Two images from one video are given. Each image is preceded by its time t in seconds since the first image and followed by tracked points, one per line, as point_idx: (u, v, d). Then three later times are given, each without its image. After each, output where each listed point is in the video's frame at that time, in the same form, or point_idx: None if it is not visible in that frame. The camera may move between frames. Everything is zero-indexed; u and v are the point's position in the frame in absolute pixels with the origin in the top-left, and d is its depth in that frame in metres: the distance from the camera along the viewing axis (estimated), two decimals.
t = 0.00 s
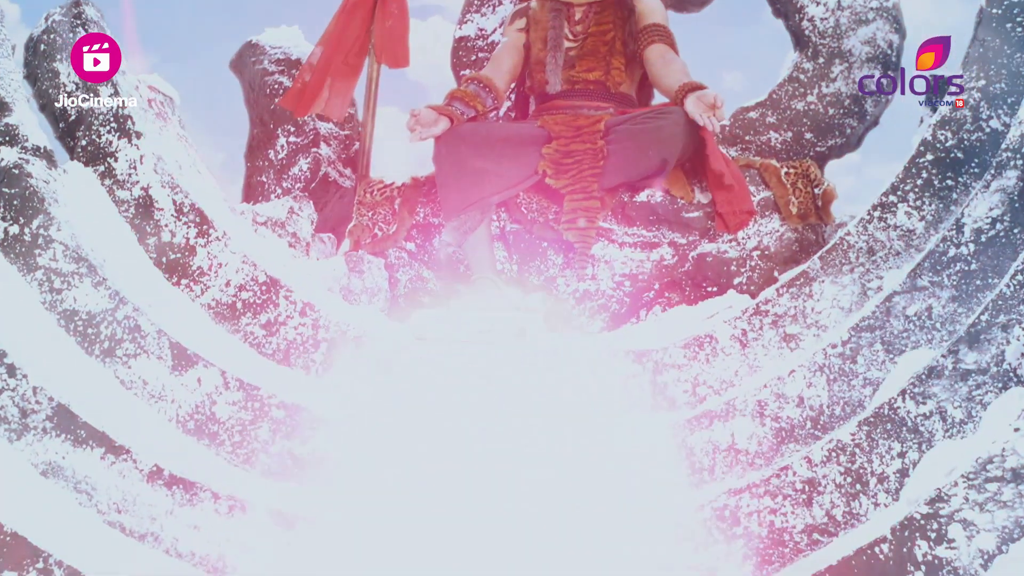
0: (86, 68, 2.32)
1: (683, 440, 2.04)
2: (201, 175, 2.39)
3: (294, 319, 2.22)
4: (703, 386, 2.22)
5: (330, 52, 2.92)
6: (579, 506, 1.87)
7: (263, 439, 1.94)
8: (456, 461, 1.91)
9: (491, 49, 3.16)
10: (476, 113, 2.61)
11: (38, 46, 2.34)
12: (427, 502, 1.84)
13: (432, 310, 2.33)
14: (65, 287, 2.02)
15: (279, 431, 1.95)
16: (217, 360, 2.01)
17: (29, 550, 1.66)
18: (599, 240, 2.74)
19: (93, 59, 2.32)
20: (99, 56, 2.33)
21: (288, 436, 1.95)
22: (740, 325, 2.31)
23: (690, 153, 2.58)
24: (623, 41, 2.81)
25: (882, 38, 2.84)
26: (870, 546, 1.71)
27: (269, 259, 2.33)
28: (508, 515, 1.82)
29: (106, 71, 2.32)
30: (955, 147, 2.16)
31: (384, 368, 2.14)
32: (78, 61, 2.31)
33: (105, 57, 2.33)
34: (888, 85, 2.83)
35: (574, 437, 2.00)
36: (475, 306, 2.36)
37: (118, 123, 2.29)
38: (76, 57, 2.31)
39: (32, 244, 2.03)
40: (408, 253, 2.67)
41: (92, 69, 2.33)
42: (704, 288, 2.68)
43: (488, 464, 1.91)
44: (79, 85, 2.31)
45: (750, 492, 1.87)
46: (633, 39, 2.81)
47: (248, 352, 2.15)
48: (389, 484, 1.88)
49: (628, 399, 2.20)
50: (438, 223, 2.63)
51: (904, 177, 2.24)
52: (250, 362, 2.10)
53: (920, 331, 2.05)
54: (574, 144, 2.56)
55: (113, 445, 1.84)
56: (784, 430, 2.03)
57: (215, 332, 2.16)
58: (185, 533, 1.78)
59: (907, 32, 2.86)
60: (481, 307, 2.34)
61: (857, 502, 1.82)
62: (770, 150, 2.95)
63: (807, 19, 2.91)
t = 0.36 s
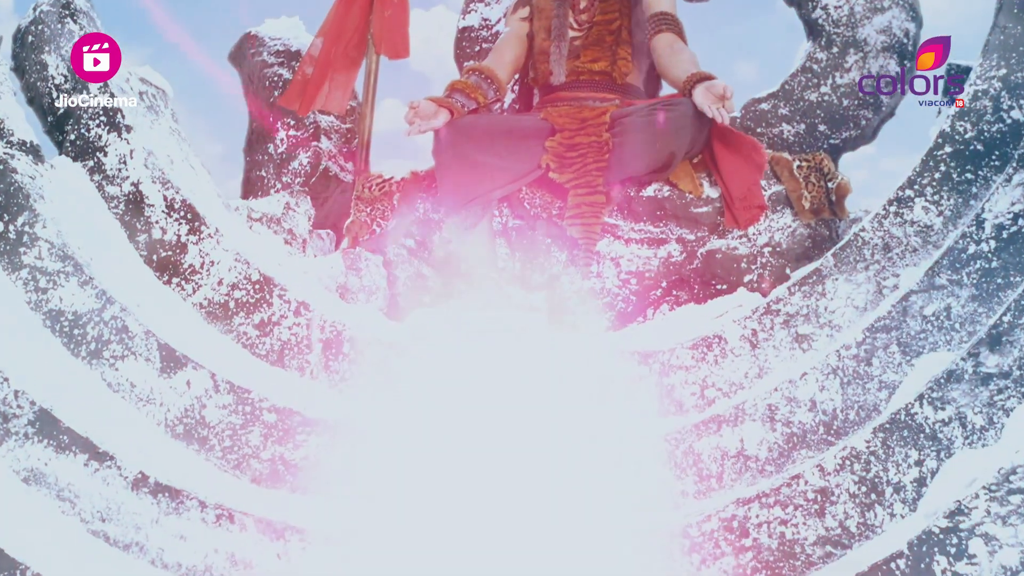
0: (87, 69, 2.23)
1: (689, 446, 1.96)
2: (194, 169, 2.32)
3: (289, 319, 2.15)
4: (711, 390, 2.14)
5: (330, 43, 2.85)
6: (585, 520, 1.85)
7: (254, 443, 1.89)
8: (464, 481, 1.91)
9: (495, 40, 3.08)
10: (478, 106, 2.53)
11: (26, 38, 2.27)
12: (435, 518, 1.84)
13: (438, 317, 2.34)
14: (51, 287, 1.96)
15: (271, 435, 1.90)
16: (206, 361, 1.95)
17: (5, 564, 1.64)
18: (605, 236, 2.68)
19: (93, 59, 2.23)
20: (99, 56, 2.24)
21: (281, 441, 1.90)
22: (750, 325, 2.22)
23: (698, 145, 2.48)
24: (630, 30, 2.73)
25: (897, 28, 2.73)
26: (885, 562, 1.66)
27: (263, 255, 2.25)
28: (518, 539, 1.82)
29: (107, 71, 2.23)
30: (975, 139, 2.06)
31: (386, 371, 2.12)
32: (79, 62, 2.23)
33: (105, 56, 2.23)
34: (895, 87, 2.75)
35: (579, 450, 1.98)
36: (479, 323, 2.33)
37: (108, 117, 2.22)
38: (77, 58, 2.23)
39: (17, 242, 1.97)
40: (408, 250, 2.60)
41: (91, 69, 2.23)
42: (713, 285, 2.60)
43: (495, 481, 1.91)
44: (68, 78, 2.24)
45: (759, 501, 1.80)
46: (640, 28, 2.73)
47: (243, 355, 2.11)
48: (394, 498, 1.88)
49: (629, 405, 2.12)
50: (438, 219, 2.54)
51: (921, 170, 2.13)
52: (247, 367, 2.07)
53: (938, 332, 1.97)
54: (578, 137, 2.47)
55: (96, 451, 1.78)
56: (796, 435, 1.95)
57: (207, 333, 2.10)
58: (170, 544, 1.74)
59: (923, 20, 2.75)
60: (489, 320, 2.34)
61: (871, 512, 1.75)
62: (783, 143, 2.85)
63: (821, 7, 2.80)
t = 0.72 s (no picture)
0: (87, 70, 2.15)
1: (694, 453, 1.89)
2: (185, 164, 2.24)
3: (281, 320, 2.10)
4: (717, 394, 2.08)
5: (325, 35, 2.79)
6: (588, 527, 1.81)
7: (243, 449, 1.83)
8: (464, 483, 1.86)
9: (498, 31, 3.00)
10: (477, 99, 2.46)
11: (11, 29, 2.19)
12: (432, 529, 1.80)
13: (439, 318, 2.30)
14: (34, 287, 1.89)
15: (261, 441, 1.84)
16: (194, 365, 1.88)
17: None
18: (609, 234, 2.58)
19: (93, 59, 2.16)
20: (99, 56, 2.16)
21: (270, 447, 1.84)
22: (758, 326, 2.14)
23: (705, 138, 2.39)
24: (635, 20, 2.64)
25: (912, 17, 2.63)
26: None
27: (255, 253, 2.18)
28: (523, 542, 1.78)
29: (107, 71, 2.15)
30: (993, 132, 1.95)
31: (380, 373, 2.06)
32: (79, 63, 2.15)
33: (106, 57, 2.15)
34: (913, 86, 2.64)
35: (581, 453, 1.91)
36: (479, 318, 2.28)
37: (95, 112, 2.15)
38: (77, 60, 2.15)
39: None
40: (406, 247, 2.56)
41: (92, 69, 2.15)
42: (719, 284, 2.55)
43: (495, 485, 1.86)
44: (54, 71, 2.17)
45: (767, 513, 1.74)
46: (645, 18, 2.62)
47: (234, 356, 2.06)
48: (394, 501, 1.84)
49: (632, 402, 2.07)
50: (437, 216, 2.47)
51: (937, 164, 2.03)
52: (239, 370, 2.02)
53: (954, 334, 1.89)
54: (581, 130, 2.39)
55: (77, 459, 1.72)
56: (805, 441, 1.89)
57: (196, 335, 2.04)
58: (153, 555, 1.69)
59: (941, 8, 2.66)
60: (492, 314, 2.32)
61: (884, 525, 1.69)
62: (794, 137, 2.77)
63: None
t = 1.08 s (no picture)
0: (89, 70, 2.09)
1: (701, 462, 1.84)
2: (177, 160, 2.18)
3: (274, 322, 2.04)
4: (727, 399, 1.99)
5: (319, 22, 2.74)
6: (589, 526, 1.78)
7: (232, 457, 1.77)
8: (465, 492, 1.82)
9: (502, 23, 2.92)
10: (478, 92, 2.38)
11: None
12: (429, 539, 1.75)
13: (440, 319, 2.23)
14: (17, 289, 1.82)
15: (251, 449, 1.78)
16: (182, 369, 1.83)
17: None
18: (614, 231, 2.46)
19: (93, 60, 2.10)
20: (99, 56, 2.11)
21: (261, 454, 1.78)
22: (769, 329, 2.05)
23: (712, 133, 2.32)
24: (641, 11, 2.57)
25: (928, 7, 2.56)
26: None
27: (248, 251, 2.12)
28: (524, 547, 1.75)
29: (107, 70, 2.10)
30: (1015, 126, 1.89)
31: (376, 376, 1.99)
32: (80, 64, 2.09)
33: (106, 56, 2.10)
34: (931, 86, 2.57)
35: (584, 462, 1.85)
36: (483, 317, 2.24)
37: (83, 106, 2.09)
38: (77, 60, 2.09)
39: None
40: (404, 247, 2.46)
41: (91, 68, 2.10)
42: (729, 284, 2.41)
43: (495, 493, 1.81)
44: (42, 65, 2.11)
45: (777, 527, 1.72)
46: (651, 9, 2.56)
47: (225, 360, 1.98)
48: (392, 507, 1.79)
49: (636, 407, 1.98)
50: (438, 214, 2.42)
51: (956, 159, 1.95)
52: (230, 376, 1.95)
53: (974, 338, 1.82)
54: (585, 124, 2.31)
55: (59, 469, 1.66)
56: (817, 450, 1.82)
57: (186, 337, 1.98)
58: (137, 569, 1.63)
59: None
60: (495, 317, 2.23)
61: (900, 540, 1.67)
62: (806, 130, 2.66)
63: None
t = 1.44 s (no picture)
0: (89, 69, 2.04)
1: (711, 473, 1.77)
2: (171, 159, 2.10)
3: (270, 326, 1.97)
4: (738, 406, 1.92)
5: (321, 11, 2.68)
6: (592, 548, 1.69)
7: (224, 467, 1.71)
8: (468, 501, 1.75)
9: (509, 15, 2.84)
10: (482, 87, 2.31)
11: None
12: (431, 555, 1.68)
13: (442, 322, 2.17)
14: (3, 291, 1.79)
15: (243, 459, 1.72)
16: (173, 375, 1.77)
17: None
18: (622, 230, 2.33)
19: (93, 60, 2.05)
20: (99, 56, 2.05)
21: (253, 465, 1.72)
22: (783, 334, 1.98)
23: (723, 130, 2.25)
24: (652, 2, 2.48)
25: None
26: None
27: (245, 251, 2.05)
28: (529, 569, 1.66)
29: (108, 70, 2.03)
30: None
31: (374, 383, 1.93)
32: (80, 65, 2.04)
33: (106, 56, 2.04)
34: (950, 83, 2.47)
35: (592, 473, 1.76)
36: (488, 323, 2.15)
37: (75, 102, 2.03)
38: (77, 61, 2.05)
39: None
40: (405, 246, 2.35)
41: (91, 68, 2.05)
42: (742, 285, 2.35)
43: (497, 503, 1.75)
44: (32, 61, 2.09)
45: (791, 544, 1.65)
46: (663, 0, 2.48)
47: (220, 365, 1.92)
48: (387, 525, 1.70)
49: (641, 413, 1.93)
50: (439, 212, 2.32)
51: (980, 156, 1.92)
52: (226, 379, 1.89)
53: (998, 343, 1.78)
54: (593, 120, 2.24)
55: (42, 480, 1.61)
56: (831, 462, 1.75)
57: (179, 341, 1.92)
58: None
59: None
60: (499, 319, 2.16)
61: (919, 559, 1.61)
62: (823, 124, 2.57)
63: None
